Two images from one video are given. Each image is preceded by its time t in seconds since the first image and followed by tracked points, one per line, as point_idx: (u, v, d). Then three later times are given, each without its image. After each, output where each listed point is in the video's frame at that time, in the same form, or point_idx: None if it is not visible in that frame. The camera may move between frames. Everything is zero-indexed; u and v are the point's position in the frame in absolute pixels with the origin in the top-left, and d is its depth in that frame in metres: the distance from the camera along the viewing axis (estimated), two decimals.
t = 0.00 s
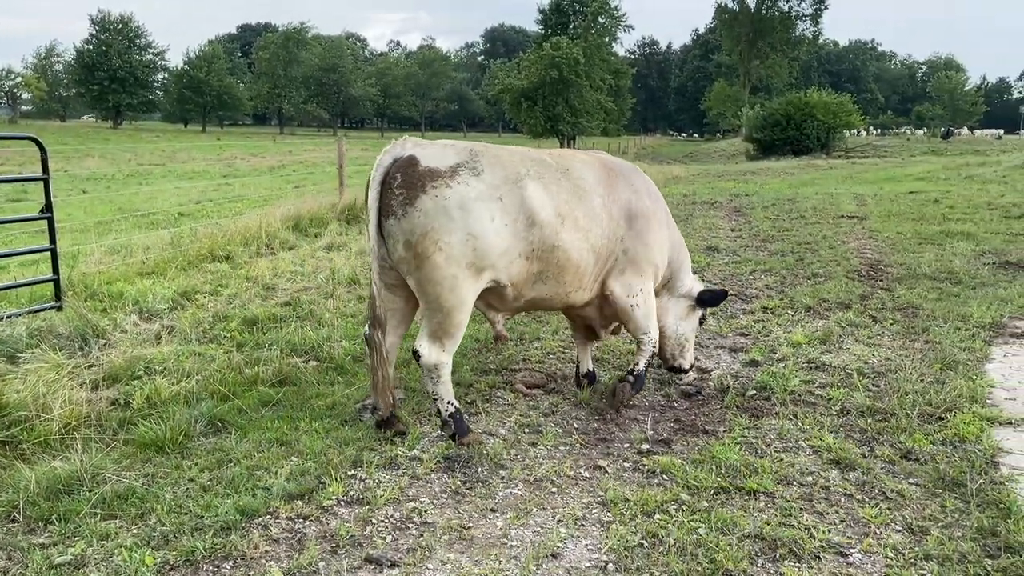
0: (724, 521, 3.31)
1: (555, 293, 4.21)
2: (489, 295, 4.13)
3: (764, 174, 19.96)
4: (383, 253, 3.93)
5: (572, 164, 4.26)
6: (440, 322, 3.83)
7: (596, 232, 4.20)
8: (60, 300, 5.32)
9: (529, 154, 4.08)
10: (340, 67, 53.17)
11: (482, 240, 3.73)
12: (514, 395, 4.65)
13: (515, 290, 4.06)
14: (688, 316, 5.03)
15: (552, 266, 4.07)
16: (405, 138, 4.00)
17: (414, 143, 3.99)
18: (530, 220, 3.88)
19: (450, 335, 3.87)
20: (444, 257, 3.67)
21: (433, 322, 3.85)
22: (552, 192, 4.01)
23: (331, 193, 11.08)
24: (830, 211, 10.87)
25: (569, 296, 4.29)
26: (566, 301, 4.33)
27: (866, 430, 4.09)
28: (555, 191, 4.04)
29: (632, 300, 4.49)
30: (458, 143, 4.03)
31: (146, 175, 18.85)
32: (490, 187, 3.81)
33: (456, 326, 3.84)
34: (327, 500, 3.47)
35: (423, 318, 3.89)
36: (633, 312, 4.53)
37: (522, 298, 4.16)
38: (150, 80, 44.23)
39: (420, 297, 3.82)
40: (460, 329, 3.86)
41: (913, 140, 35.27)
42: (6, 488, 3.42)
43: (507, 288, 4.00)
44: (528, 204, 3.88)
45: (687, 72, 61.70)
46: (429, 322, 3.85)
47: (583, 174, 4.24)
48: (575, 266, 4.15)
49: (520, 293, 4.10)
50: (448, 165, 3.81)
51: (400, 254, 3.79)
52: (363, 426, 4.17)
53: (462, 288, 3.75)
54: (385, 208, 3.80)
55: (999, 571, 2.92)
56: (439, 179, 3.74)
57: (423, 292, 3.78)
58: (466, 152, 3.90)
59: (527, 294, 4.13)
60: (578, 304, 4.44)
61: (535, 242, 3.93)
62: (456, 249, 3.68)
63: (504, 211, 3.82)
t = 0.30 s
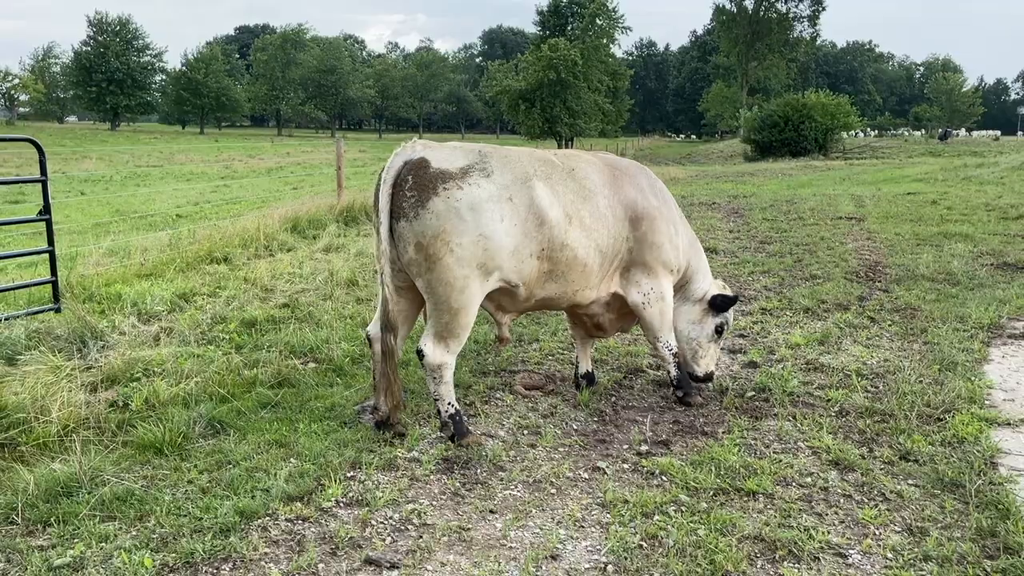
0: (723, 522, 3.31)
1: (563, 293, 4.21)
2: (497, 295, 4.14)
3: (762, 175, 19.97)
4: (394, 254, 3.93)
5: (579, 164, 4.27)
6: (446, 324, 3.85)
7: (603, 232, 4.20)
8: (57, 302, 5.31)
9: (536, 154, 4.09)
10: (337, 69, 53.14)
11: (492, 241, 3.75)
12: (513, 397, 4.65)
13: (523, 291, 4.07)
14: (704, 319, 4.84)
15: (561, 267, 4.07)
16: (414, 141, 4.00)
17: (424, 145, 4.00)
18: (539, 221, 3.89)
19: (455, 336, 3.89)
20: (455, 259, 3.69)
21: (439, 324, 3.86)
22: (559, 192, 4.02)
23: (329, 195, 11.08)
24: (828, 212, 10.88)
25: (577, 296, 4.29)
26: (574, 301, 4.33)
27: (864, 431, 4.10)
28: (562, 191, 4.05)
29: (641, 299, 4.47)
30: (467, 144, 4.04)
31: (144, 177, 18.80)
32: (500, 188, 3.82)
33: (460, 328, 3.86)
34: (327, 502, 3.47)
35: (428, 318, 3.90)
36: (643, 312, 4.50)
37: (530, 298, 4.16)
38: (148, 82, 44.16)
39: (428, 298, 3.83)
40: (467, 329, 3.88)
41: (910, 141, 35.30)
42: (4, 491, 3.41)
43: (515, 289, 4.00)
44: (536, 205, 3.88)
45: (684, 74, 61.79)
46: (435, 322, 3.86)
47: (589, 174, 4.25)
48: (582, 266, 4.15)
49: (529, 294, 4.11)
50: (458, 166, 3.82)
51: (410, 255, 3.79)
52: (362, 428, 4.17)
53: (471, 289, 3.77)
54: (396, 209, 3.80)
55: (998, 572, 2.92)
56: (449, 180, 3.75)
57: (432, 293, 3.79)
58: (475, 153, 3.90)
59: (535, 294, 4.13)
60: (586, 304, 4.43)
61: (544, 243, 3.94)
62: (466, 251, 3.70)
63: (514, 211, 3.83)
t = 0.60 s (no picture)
0: (719, 524, 3.32)
1: (566, 296, 4.21)
2: (501, 297, 4.14)
3: (758, 177, 19.98)
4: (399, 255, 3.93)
5: (584, 168, 4.27)
6: (449, 326, 3.86)
7: (608, 235, 4.20)
8: (54, 304, 5.30)
9: (542, 157, 4.10)
10: (335, 71, 53.12)
11: (495, 243, 3.75)
12: (509, 399, 4.65)
13: (526, 293, 4.07)
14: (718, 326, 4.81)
15: (565, 268, 4.07)
16: (419, 143, 4.02)
17: (429, 147, 4.01)
18: (542, 223, 3.90)
19: (456, 337, 3.90)
20: (458, 260, 3.70)
21: (441, 325, 3.87)
22: (564, 195, 4.02)
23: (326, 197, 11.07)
24: (824, 214, 10.89)
25: (581, 299, 4.29)
26: (579, 304, 4.33)
27: (861, 432, 4.10)
28: (567, 194, 4.05)
29: (646, 301, 4.47)
30: (472, 146, 4.05)
31: (140, 180, 18.77)
32: (504, 190, 3.83)
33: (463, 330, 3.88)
34: (323, 504, 3.47)
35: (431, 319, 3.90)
36: (650, 314, 4.50)
37: (533, 301, 4.17)
38: (145, 84, 44.10)
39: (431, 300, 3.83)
40: (469, 330, 3.89)
41: (907, 143, 35.33)
42: None
43: (519, 290, 4.01)
44: (540, 207, 3.89)
45: (681, 76, 61.84)
46: (437, 323, 3.86)
47: (594, 177, 4.25)
48: (586, 268, 4.15)
49: (534, 296, 4.11)
50: (463, 168, 3.83)
51: (414, 257, 3.80)
52: (360, 430, 4.16)
53: (473, 290, 3.78)
54: (400, 211, 3.81)
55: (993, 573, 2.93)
56: (454, 182, 3.75)
57: (435, 295, 3.79)
58: (480, 156, 3.92)
59: (539, 296, 4.13)
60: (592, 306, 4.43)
61: (547, 246, 3.95)
62: (469, 252, 3.70)
63: (518, 213, 3.83)
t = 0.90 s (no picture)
0: (713, 526, 3.32)
1: (568, 301, 4.21)
2: (502, 300, 4.15)
3: (751, 180, 20.02)
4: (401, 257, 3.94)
5: (588, 172, 4.28)
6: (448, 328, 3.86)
7: (610, 242, 4.19)
8: (47, 308, 5.27)
9: (545, 162, 4.10)
10: (329, 74, 53.07)
11: (495, 247, 3.76)
12: (504, 402, 4.64)
13: (529, 297, 4.08)
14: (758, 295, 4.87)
15: (567, 273, 4.07)
16: (423, 146, 4.03)
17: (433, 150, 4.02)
18: (543, 228, 3.90)
19: (453, 340, 3.90)
20: (459, 263, 3.70)
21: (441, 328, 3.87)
22: (565, 201, 4.02)
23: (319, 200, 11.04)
24: (817, 217, 10.90)
25: (583, 304, 4.28)
26: (582, 309, 4.33)
27: (855, 434, 4.11)
28: (568, 200, 4.05)
29: (652, 304, 4.46)
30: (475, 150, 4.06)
31: (133, 183, 18.71)
32: (506, 195, 3.84)
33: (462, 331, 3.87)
34: (317, 507, 3.46)
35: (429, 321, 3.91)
36: (657, 317, 4.50)
37: (535, 306, 4.17)
38: (139, 87, 43.99)
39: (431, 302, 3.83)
40: (468, 333, 3.89)
41: (901, 146, 35.41)
42: None
43: (521, 295, 4.02)
44: (542, 213, 3.89)
45: (675, 79, 61.93)
46: (435, 325, 3.87)
47: (597, 183, 4.25)
48: (589, 274, 4.15)
49: (536, 300, 4.11)
50: (464, 173, 3.84)
51: (415, 259, 3.81)
52: (354, 433, 4.16)
53: (473, 294, 3.78)
54: (401, 213, 3.83)
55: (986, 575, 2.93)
56: (455, 186, 3.76)
57: (433, 297, 3.80)
58: (482, 160, 3.93)
59: (540, 301, 4.13)
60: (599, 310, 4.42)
61: (548, 251, 3.95)
62: (469, 256, 3.71)
63: (518, 218, 3.84)
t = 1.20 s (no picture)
0: (705, 529, 3.33)
1: (571, 306, 4.19)
2: (505, 305, 4.15)
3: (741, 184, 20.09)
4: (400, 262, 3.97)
5: (586, 173, 4.28)
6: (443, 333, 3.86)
7: (611, 245, 4.17)
8: (36, 312, 5.23)
9: (542, 167, 4.10)
10: (320, 77, 53.01)
11: (493, 249, 3.76)
12: (496, 405, 4.64)
13: (531, 300, 4.06)
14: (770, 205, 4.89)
15: (569, 277, 4.04)
16: (420, 152, 4.07)
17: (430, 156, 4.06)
18: (541, 232, 3.89)
19: (450, 343, 3.90)
20: (455, 265, 3.71)
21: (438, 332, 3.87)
22: (563, 205, 4.01)
23: (310, 203, 11.02)
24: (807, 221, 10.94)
25: (588, 309, 4.26)
26: (587, 314, 4.30)
27: (845, 437, 4.12)
28: (566, 204, 4.04)
29: (659, 304, 4.48)
30: (473, 155, 4.08)
31: (123, 186, 18.64)
32: (503, 197, 3.84)
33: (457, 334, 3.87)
34: (308, 512, 3.45)
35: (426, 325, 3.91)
36: (662, 317, 4.51)
37: (538, 310, 4.16)
38: (128, 90, 43.87)
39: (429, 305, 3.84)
40: (466, 335, 3.89)
41: (891, 150, 35.61)
42: None
43: (522, 297, 4.01)
44: (539, 216, 3.88)
45: (666, 83, 62.14)
46: (431, 328, 3.87)
47: (594, 188, 4.25)
48: (592, 277, 4.12)
49: (539, 303, 4.10)
50: (461, 177, 3.86)
51: (413, 263, 3.83)
52: (346, 437, 4.15)
53: (471, 297, 3.78)
54: (399, 219, 3.86)
55: None
56: (450, 190, 3.78)
57: (431, 300, 3.81)
58: (478, 164, 3.95)
59: (543, 305, 4.12)
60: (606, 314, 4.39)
61: (548, 254, 3.93)
62: (466, 258, 3.71)
63: (516, 221, 3.83)
